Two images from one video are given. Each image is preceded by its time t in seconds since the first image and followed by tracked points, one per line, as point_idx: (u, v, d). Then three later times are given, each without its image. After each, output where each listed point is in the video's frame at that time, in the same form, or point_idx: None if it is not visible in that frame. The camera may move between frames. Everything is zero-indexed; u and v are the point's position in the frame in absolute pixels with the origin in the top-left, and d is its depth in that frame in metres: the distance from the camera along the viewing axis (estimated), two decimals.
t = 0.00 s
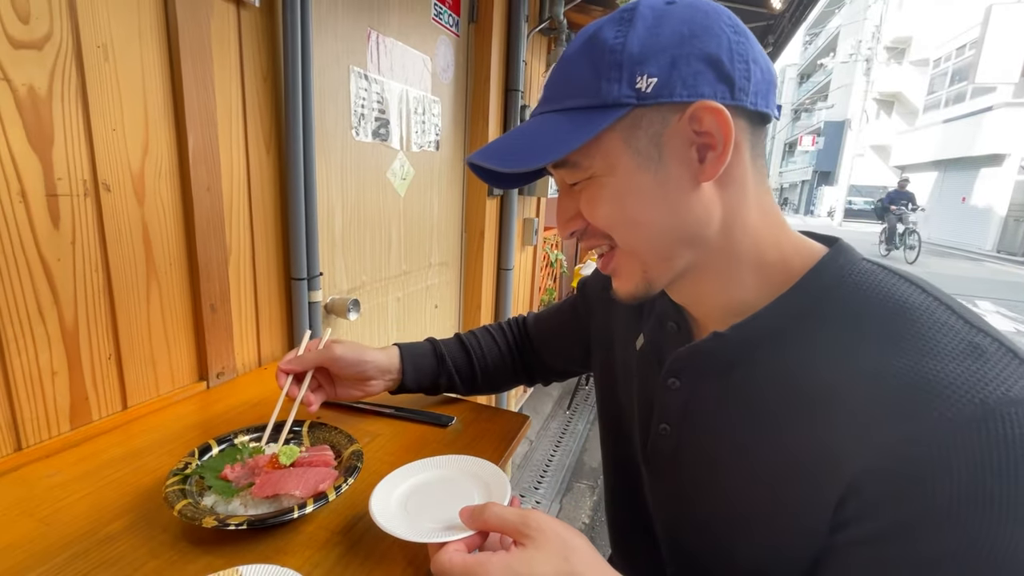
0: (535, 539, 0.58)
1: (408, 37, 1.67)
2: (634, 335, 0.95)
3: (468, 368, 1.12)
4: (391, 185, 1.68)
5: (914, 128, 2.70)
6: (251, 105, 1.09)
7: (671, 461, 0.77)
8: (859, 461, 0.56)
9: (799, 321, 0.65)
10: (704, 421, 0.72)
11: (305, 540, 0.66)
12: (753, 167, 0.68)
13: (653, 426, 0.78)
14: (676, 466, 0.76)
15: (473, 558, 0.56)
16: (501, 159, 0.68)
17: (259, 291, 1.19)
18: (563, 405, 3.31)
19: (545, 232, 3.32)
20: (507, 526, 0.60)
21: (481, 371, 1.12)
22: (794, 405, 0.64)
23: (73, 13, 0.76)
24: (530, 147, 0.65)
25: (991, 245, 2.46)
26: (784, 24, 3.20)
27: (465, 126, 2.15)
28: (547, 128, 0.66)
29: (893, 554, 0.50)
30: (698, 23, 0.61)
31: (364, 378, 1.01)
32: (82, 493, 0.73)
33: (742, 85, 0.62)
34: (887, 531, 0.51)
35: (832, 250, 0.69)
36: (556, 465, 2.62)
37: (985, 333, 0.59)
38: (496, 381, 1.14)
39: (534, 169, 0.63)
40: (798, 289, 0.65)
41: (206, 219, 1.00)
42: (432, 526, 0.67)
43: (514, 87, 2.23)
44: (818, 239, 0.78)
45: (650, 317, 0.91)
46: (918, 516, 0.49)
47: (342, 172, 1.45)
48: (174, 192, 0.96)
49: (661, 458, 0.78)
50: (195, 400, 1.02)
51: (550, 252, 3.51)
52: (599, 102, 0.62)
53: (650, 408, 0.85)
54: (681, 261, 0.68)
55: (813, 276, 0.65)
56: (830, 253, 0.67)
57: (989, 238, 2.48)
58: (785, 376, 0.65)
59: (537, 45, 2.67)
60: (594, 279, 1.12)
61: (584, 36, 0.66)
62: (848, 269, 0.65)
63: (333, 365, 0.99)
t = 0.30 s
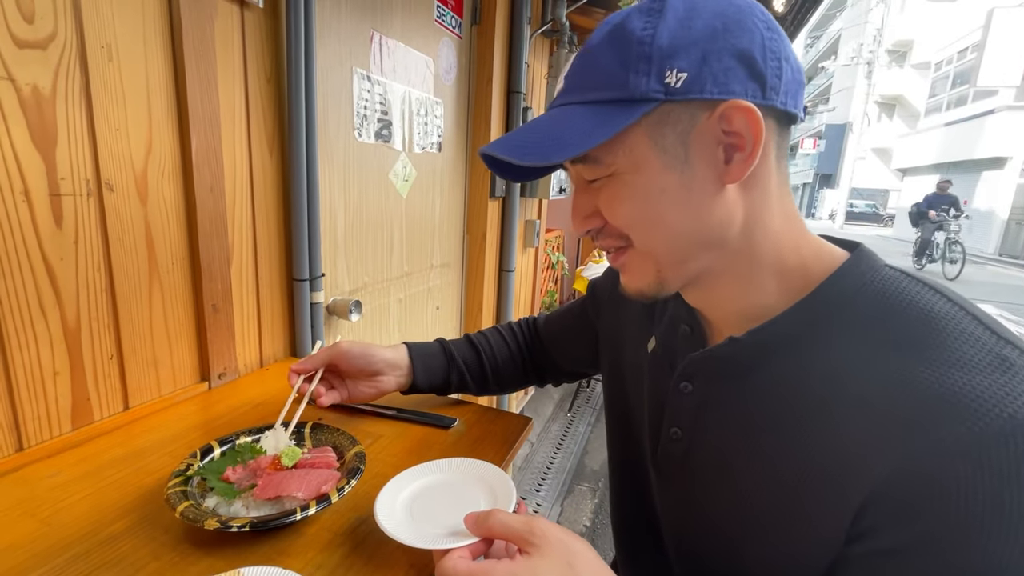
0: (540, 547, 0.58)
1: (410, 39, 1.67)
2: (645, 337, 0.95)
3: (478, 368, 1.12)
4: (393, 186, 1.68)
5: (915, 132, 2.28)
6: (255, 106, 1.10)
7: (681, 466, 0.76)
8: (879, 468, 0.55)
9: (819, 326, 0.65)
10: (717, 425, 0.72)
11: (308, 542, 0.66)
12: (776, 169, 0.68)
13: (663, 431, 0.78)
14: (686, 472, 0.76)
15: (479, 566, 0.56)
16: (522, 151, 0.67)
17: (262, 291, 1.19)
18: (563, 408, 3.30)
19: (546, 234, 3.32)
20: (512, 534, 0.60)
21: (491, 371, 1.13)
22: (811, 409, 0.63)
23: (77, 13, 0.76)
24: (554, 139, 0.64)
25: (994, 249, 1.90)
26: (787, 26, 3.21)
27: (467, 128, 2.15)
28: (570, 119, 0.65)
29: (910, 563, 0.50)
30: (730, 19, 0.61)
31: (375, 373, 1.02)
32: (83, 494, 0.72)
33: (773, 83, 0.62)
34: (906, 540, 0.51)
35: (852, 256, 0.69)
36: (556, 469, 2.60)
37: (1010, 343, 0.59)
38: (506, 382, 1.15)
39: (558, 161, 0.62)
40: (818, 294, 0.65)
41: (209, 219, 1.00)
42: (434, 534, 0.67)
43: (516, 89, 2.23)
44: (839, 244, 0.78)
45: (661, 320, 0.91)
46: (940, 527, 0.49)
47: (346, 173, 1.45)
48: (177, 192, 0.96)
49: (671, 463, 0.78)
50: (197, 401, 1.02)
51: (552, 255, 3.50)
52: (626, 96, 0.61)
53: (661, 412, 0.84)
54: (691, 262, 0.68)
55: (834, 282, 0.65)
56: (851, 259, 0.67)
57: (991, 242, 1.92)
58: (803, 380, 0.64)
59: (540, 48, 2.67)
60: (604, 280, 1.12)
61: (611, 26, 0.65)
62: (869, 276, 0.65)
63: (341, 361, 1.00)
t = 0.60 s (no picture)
0: (525, 531, 0.58)
1: (411, 40, 1.67)
2: (646, 339, 0.94)
3: (481, 366, 1.12)
4: (393, 186, 1.68)
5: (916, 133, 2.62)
6: (255, 104, 1.09)
7: (682, 468, 0.76)
8: (880, 470, 0.55)
9: (825, 328, 0.64)
10: (719, 427, 0.72)
11: (307, 543, 0.66)
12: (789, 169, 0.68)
13: (665, 434, 0.78)
14: (688, 474, 0.76)
15: (466, 550, 0.56)
16: (531, 135, 0.66)
17: (262, 290, 1.19)
18: (563, 409, 3.29)
19: (547, 235, 3.32)
20: (499, 518, 0.60)
21: (495, 369, 1.13)
22: (813, 411, 0.63)
23: (78, 12, 0.76)
24: (566, 125, 0.64)
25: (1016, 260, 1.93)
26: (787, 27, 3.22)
27: (468, 129, 2.15)
28: (582, 105, 0.65)
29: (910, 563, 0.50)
30: (754, 12, 0.60)
31: (382, 363, 1.03)
32: (82, 494, 0.72)
33: (793, 80, 0.61)
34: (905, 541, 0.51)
35: (857, 257, 0.68)
36: (556, 470, 2.60)
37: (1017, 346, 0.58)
38: (509, 381, 1.14)
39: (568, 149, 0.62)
40: (823, 295, 0.64)
41: (209, 219, 1.00)
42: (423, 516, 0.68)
43: (517, 90, 2.23)
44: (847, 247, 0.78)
45: (663, 322, 0.90)
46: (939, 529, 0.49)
47: (346, 173, 1.45)
48: (177, 192, 0.95)
49: (672, 465, 0.77)
50: (197, 401, 1.02)
51: (552, 255, 3.50)
52: (642, 85, 0.61)
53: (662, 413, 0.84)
54: (693, 261, 0.67)
55: (837, 284, 0.64)
56: (855, 260, 0.67)
57: None
58: (806, 381, 0.64)
59: (540, 49, 2.67)
60: (606, 280, 1.12)
61: (630, 10, 0.64)
62: (873, 277, 0.64)
63: (346, 350, 1.01)
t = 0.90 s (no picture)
0: (485, 488, 0.61)
1: (411, 40, 1.67)
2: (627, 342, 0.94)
3: (491, 364, 1.12)
4: (393, 186, 1.68)
5: (915, 133, 2.63)
6: (254, 104, 1.09)
7: (663, 469, 0.77)
8: (830, 461, 0.55)
9: (790, 325, 0.64)
10: (696, 429, 0.72)
11: (305, 544, 0.65)
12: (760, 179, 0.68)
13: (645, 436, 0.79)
14: (669, 475, 0.76)
15: (425, 499, 0.58)
16: (498, 140, 0.64)
17: (261, 290, 1.18)
18: (563, 409, 3.29)
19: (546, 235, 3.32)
20: (463, 474, 0.62)
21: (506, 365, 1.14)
22: (781, 409, 0.63)
23: (76, 12, 0.76)
24: (534, 129, 0.62)
25: None
26: (786, 28, 3.20)
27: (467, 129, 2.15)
28: (550, 111, 0.63)
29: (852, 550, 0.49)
30: (730, 21, 0.59)
31: (407, 345, 1.03)
32: (80, 495, 0.72)
33: (766, 94, 0.61)
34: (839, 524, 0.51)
35: (826, 254, 0.68)
36: (556, 470, 2.60)
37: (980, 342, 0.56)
38: (517, 381, 1.15)
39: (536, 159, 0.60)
40: (787, 293, 0.64)
41: (207, 218, 1.00)
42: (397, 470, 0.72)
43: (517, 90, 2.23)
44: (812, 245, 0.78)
45: (641, 325, 0.90)
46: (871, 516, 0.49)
47: (345, 173, 1.45)
48: (175, 192, 0.95)
49: (654, 467, 0.78)
50: (195, 401, 1.02)
51: (552, 256, 3.50)
52: (616, 93, 0.59)
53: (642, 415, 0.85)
54: (664, 269, 0.67)
55: (800, 282, 0.64)
56: (820, 258, 0.66)
57: None
58: (772, 378, 0.64)
59: (541, 50, 2.67)
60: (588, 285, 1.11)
61: (604, 15, 0.63)
62: (838, 273, 0.64)
63: (374, 328, 1.02)
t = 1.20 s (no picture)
0: (525, 455, 0.59)
1: (410, 39, 1.67)
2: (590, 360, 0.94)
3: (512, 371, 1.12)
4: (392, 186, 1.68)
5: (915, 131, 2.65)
6: (252, 104, 1.09)
7: (628, 480, 0.76)
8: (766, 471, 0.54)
9: (719, 330, 0.61)
10: (650, 443, 0.70)
11: (304, 544, 0.65)
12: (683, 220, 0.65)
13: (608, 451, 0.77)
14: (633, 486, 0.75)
15: (463, 459, 0.58)
16: (393, 201, 0.63)
17: (259, 290, 1.18)
18: (563, 408, 3.29)
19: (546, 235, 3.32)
20: (504, 439, 0.61)
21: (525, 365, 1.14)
22: (718, 421, 0.60)
23: (73, 11, 0.76)
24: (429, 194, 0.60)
25: None
26: (786, 27, 3.18)
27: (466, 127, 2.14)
28: (443, 170, 0.61)
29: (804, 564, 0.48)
30: (622, 80, 0.55)
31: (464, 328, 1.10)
32: (76, 496, 0.72)
33: (663, 155, 0.58)
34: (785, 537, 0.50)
35: (750, 255, 0.65)
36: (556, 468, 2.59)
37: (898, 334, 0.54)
38: (532, 386, 1.16)
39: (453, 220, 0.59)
40: (714, 303, 0.62)
41: (205, 219, 1.00)
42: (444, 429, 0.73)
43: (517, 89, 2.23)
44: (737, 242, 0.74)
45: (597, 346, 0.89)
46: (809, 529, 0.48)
47: (343, 173, 1.44)
48: (173, 191, 0.95)
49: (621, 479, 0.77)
50: (193, 401, 1.01)
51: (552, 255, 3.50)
52: (505, 157, 0.57)
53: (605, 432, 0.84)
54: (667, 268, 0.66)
55: (726, 289, 0.62)
56: (743, 262, 0.63)
57: None
58: (705, 387, 0.62)
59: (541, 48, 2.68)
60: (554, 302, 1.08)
61: (498, 65, 0.59)
62: (763, 275, 0.62)
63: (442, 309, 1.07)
